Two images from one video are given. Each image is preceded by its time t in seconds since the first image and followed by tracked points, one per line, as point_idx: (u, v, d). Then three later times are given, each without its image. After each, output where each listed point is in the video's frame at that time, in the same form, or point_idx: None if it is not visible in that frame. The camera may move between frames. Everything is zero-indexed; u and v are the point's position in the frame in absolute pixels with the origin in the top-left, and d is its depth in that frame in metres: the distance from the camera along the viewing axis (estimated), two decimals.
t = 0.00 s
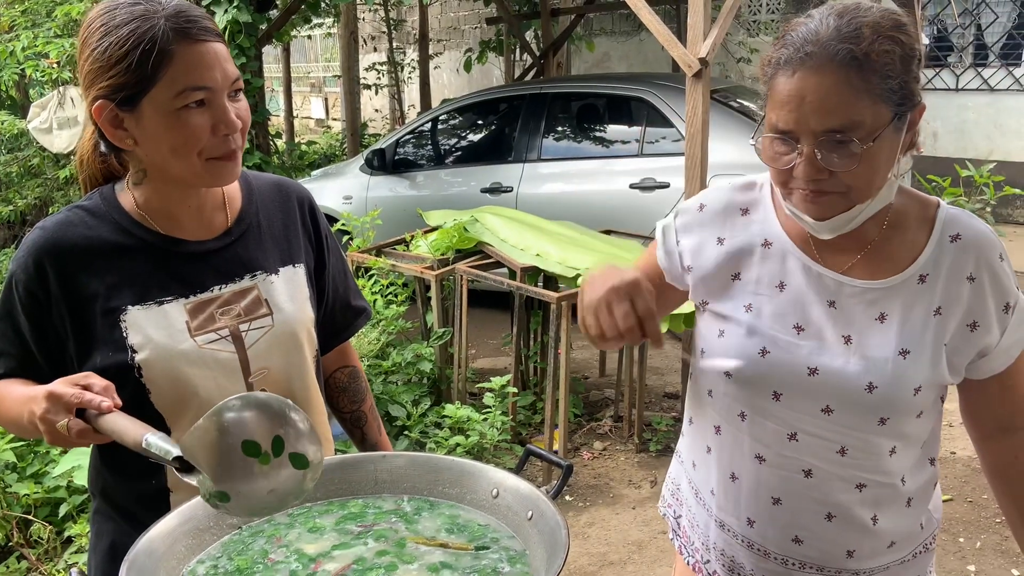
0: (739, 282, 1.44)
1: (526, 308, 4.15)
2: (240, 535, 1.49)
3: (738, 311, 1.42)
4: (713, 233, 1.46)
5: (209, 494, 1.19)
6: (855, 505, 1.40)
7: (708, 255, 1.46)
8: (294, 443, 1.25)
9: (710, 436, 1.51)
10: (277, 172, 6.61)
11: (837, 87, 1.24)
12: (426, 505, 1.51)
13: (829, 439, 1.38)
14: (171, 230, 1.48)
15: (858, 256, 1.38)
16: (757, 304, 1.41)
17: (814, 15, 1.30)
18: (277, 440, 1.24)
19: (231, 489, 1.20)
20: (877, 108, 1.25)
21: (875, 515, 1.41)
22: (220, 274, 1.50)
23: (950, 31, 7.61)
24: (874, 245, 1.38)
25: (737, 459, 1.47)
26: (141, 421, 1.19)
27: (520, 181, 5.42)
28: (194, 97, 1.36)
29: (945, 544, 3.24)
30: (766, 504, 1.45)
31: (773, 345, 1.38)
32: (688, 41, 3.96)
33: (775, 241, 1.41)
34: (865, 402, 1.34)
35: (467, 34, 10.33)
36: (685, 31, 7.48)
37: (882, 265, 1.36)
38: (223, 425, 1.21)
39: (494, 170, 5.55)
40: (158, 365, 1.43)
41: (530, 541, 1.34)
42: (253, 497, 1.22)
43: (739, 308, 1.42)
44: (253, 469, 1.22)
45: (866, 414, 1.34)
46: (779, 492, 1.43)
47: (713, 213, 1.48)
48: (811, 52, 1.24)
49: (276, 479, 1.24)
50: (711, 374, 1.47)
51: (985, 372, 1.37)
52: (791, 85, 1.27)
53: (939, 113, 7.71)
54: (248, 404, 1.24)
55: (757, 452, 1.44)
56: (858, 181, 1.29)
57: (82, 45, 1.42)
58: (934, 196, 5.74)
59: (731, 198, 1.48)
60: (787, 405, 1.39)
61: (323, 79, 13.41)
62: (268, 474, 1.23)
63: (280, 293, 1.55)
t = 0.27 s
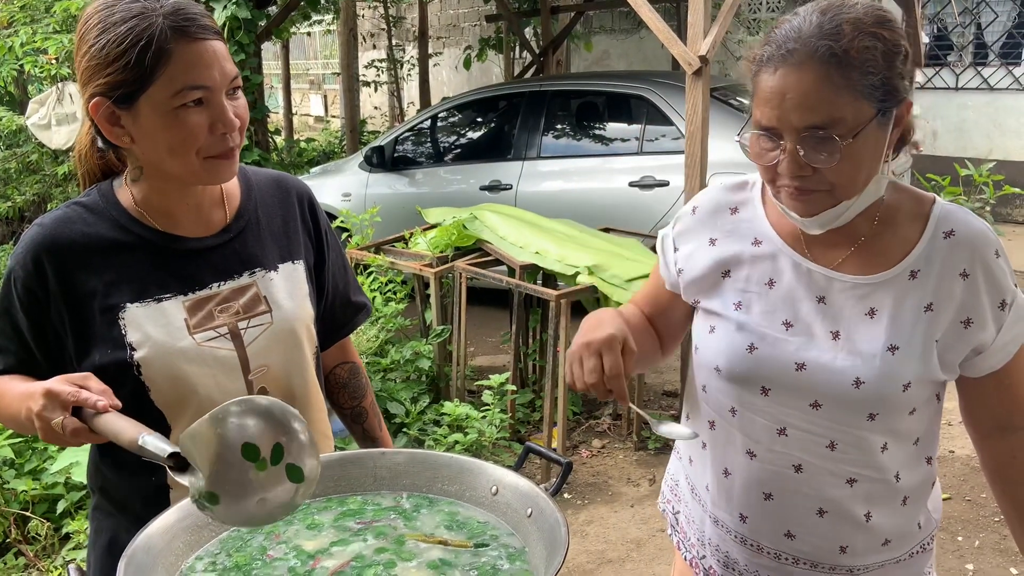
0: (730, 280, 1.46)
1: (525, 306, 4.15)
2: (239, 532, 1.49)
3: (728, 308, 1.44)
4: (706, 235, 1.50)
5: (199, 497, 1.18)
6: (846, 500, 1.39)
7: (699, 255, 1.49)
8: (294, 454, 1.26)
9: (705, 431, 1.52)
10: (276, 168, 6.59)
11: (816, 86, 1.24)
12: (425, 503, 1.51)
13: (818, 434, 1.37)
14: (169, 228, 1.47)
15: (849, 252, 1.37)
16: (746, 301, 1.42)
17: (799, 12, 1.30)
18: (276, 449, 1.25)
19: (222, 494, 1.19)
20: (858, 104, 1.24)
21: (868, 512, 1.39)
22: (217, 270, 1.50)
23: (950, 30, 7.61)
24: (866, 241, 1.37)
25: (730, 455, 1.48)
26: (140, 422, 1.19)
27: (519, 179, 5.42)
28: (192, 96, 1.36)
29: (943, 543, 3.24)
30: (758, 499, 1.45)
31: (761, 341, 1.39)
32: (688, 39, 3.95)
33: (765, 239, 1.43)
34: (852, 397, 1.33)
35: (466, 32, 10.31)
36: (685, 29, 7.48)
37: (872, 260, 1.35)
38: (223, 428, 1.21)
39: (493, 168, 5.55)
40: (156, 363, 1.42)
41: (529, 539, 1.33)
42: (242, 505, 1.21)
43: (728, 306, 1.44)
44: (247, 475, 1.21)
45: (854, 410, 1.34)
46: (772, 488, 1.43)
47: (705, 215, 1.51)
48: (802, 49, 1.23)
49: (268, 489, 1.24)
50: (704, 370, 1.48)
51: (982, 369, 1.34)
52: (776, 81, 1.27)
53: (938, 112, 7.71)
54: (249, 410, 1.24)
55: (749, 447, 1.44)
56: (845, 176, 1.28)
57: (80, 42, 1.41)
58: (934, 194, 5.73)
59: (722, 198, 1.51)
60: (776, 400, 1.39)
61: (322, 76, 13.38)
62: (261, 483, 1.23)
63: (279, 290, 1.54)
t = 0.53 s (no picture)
0: (723, 279, 1.47)
1: (522, 304, 4.15)
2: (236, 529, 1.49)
3: (721, 307, 1.45)
4: (699, 234, 1.51)
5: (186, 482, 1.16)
6: (840, 498, 1.39)
7: (691, 254, 1.51)
8: (291, 460, 1.23)
9: (700, 429, 1.53)
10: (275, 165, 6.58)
11: (802, 85, 1.23)
12: (422, 500, 1.51)
13: (811, 431, 1.38)
14: (167, 224, 1.47)
15: (841, 250, 1.38)
16: (738, 300, 1.43)
17: (786, 11, 1.30)
18: (275, 451, 1.22)
19: (211, 485, 1.17)
20: (845, 103, 1.24)
21: (863, 510, 1.38)
22: (216, 267, 1.49)
23: (949, 29, 7.61)
24: (858, 238, 1.37)
25: (724, 453, 1.48)
26: (134, 415, 1.18)
27: (518, 176, 5.42)
28: (187, 93, 1.35)
29: (940, 541, 3.25)
30: (752, 497, 1.45)
31: (753, 339, 1.40)
32: (686, 37, 3.95)
33: (758, 238, 1.44)
34: (844, 394, 1.33)
35: (465, 29, 10.30)
36: (684, 27, 7.47)
37: (865, 257, 1.35)
38: (226, 420, 1.20)
39: (492, 165, 5.54)
40: (153, 359, 1.42)
41: (526, 536, 1.34)
42: (231, 500, 1.19)
43: (722, 304, 1.45)
44: (238, 470, 1.18)
45: (846, 407, 1.34)
46: (766, 485, 1.43)
47: (697, 213, 1.52)
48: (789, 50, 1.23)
49: (262, 488, 1.21)
50: (699, 368, 1.50)
51: (976, 367, 1.33)
52: (763, 80, 1.27)
53: (937, 111, 7.71)
54: (255, 408, 1.22)
55: (743, 445, 1.45)
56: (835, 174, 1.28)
57: (76, 38, 1.41)
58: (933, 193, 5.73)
59: (714, 197, 1.52)
60: (769, 397, 1.40)
61: (321, 73, 13.37)
62: (257, 482, 1.20)
63: (276, 286, 1.54)
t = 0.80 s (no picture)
0: (723, 277, 1.46)
1: (521, 300, 4.14)
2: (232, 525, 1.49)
3: (721, 304, 1.44)
4: (699, 232, 1.51)
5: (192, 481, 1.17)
6: (841, 495, 1.38)
7: (691, 252, 1.51)
8: (295, 452, 1.24)
9: (699, 427, 1.53)
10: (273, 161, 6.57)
11: (797, 81, 1.23)
12: (419, 496, 1.51)
13: (812, 428, 1.37)
14: (166, 217, 1.46)
15: (840, 247, 1.37)
16: (738, 297, 1.43)
17: (783, 7, 1.30)
18: (279, 444, 1.23)
19: (217, 481, 1.18)
20: (841, 99, 1.23)
21: (864, 507, 1.38)
22: (215, 261, 1.49)
23: (948, 27, 7.60)
24: (858, 235, 1.37)
25: (724, 452, 1.48)
26: (132, 405, 1.17)
27: (516, 173, 5.42)
28: (187, 87, 1.35)
29: (937, 538, 3.25)
30: (753, 495, 1.45)
31: (754, 336, 1.39)
32: (686, 33, 3.94)
33: (758, 235, 1.44)
34: (846, 391, 1.33)
35: (464, 26, 10.29)
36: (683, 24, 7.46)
37: (865, 253, 1.35)
38: (227, 415, 1.20)
39: (490, 162, 5.54)
40: (151, 353, 1.42)
41: (523, 532, 1.33)
42: (237, 495, 1.19)
43: (722, 301, 1.45)
44: (244, 465, 1.19)
45: (848, 405, 1.34)
46: (767, 483, 1.43)
47: (696, 211, 1.53)
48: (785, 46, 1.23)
49: (266, 482, 1.22)
50: (699, 366, 1.50)
51: (977, 364, 1.33)
52: (759, 77, 1.26)
53: (936, 109, 7.71)
54: (255, 400, 1.23)
55: (743, 443, 1.45)
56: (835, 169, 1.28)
57: (76, 30, 1.40)
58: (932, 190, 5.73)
59: (712, 195, 1.52)
60: (769, 394, 1.40)
61: (320, 70, 13.35)
62: (261, 476, 1.21)
63: (276, 282, 1.53)
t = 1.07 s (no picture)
0: (749, 277, 1.46)
1: (522, 298, 4.14)
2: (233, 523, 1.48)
3: (749, 305, 1.44)
4: (727, 233, 1.51)
5: (190, 484, 1.17)
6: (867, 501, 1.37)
7: (719, 254, 1.51)
8: (292, 449, 1.25)
9: (727, 429, 1.53)
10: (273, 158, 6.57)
11: (817, 78, 1.23)
12: (421, 494, 1.51)
13: (838, 431, 1.36)
14: (168, 214, 1.46)
15: (869, 248, 1.36)
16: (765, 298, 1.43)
17: (809, 3, 1.30)
18: (275, 441, 1.24)
19: (215, 482, 1.19)
20: (863, 96, 1.23)
21: (892, 513, 1.37)
22: (217, 257, 1.49)
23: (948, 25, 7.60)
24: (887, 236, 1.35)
25: (750, 454, 1.48)
26: (129, 401, 1.17)
27: (517, 170, 5.41)
28: (189, 83, 1.34)
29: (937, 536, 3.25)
30: (778, 498, 1.45)
31: (779, 337, 1.39)
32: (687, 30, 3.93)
33: (785, 237, 1.43)
34: (872, 393, 1.32)
35: (464, 22, 10.28)
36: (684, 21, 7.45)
37: (894, 254, 1.33)
38: (223, 415, 1.22)
39: (491, 159, 5.53)
40: (153, 349, 1.42)
41: (524, 530, 1.33)
42: (236, 495, 1.20)
43: (749, 302, 1.45)
44: (240, 464, 1.20)
45: (875, 408, 1.32)
46: (791, 486, 1.43)
47: (725, 212, 1.52)
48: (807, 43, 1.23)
49: (264, 481, 1.23)
50: (727, 368, 1.50)
51: (1013, 370, 1.29)
52: (781, 74, 1.27)
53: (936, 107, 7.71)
54: (249, 400, 1.25)
55: (768, 445, 1.45)
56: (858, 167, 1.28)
57: (79, 25, 1.40)
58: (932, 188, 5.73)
59: (741, 197, 1.52)
60: (794, 396, 1.40)
61: (320, 66, 13.35)
62: (258, 474, 1.22)
63: (278, 279, 1.53)
